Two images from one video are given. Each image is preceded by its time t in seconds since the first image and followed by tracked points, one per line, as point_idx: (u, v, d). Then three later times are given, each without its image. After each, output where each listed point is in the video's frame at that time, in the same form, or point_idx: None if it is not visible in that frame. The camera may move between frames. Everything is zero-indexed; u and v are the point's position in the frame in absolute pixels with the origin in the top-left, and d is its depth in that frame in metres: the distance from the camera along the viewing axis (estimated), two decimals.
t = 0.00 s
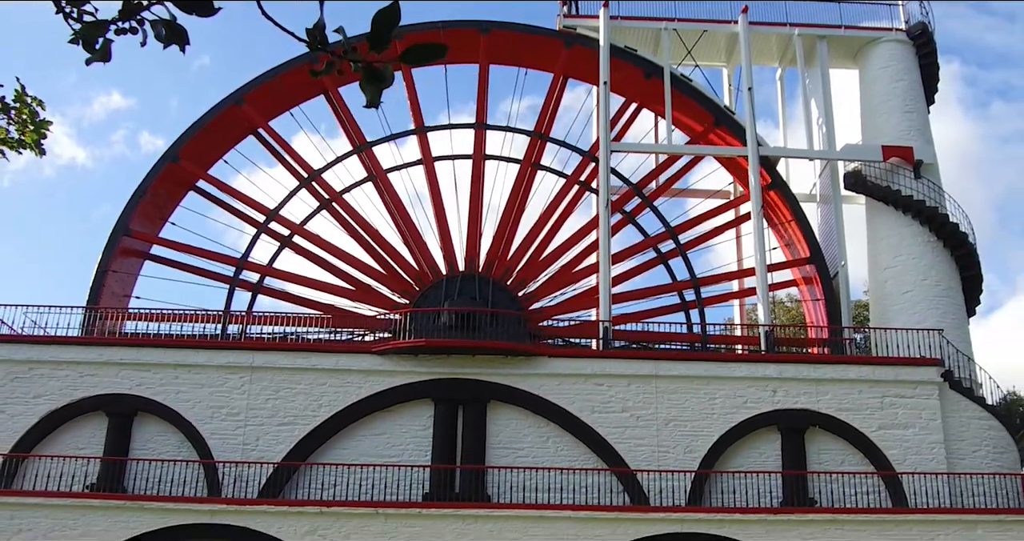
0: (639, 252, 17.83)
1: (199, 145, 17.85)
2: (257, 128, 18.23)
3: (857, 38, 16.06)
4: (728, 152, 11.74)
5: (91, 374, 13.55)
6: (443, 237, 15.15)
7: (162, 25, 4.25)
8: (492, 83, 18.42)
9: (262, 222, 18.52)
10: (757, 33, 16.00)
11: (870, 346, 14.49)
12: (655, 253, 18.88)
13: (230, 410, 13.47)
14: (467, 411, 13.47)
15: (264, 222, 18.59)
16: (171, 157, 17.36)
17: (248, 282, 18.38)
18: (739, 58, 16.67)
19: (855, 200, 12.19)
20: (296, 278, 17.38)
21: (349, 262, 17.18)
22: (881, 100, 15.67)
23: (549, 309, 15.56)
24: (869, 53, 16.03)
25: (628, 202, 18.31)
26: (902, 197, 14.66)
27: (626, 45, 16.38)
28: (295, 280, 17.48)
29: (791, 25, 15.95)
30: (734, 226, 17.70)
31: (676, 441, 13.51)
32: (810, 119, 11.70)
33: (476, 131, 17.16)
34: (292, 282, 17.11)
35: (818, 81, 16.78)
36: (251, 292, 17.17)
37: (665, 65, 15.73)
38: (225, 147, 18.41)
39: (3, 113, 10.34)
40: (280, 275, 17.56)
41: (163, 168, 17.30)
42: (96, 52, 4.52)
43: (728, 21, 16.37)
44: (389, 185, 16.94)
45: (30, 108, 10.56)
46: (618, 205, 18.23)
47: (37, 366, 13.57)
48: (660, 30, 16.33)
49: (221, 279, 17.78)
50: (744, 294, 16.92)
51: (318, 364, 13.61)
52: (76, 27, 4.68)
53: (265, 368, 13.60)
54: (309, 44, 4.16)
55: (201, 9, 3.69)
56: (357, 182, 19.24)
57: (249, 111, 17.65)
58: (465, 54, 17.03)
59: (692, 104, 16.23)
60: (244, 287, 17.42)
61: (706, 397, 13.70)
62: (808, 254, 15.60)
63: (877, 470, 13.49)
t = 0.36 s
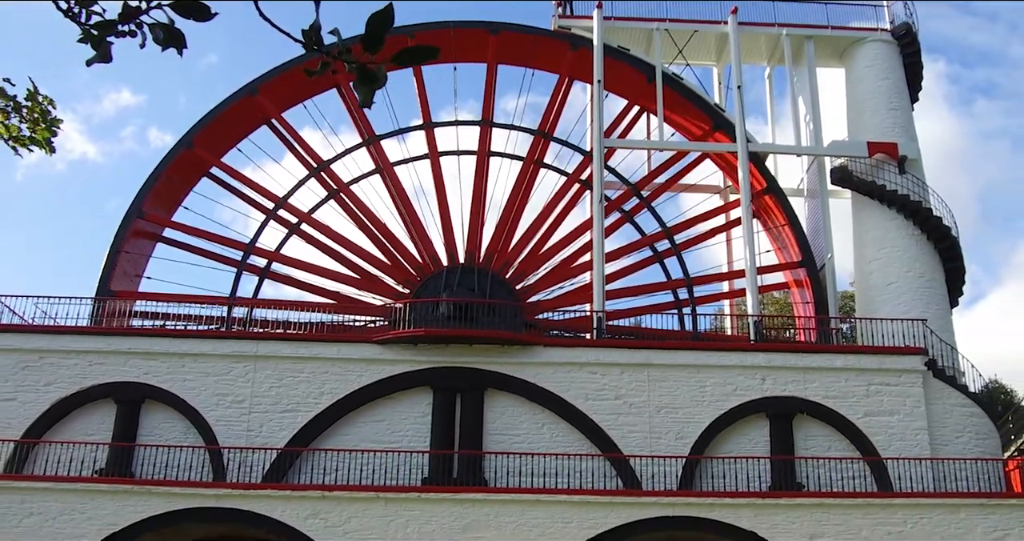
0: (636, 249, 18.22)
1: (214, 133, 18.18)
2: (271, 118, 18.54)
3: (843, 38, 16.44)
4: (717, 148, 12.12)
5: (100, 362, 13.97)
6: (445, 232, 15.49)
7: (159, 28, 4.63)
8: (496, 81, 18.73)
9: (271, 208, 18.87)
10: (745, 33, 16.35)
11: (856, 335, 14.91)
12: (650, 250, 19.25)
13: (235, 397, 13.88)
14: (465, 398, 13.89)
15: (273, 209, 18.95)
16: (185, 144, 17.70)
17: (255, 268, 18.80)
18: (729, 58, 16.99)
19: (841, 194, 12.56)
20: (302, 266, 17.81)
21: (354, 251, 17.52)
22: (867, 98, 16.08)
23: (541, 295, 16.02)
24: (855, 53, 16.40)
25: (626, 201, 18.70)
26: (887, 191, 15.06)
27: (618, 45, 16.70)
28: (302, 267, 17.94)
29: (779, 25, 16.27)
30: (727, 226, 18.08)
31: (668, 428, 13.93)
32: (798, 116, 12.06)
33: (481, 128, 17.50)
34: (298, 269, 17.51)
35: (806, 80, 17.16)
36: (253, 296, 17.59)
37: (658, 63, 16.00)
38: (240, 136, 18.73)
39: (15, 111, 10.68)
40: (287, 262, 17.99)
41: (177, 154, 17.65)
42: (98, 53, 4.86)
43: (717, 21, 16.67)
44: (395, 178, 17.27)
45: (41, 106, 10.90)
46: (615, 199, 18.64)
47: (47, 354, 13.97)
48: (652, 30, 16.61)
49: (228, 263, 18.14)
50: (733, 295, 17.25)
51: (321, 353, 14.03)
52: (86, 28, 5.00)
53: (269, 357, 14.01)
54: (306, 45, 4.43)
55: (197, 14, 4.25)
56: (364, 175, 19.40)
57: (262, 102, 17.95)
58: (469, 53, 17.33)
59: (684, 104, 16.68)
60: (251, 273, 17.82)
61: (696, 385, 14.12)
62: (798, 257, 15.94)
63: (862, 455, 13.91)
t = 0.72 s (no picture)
0: (634, 247, 18.62)
1: (229, 124, 18.56)
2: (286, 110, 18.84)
3: (830, 39, 16.81)
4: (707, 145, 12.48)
5: (109, 351, 14.38)
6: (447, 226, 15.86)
7: (147, 34, 4.77)
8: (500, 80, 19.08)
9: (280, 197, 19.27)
10: (734, 34, 16.70)
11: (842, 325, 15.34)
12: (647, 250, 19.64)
13: (240, 385, 14.31)
14: (463, 387, 14.34)
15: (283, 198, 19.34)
16: (200, 133, 18.13)
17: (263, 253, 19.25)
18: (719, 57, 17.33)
19: (828, 190, 12.94)
20: (309, 254, 18.22)
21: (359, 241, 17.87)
22: (853, 97, 16.47)
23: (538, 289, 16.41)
24: (841, 53, 16.78)
25: (626, 201, 19.10)
26: (873, 187, 15.46)
27: (611, 46, 17.03)
28: (309, 255, 18.38)
29: (768, 27, 16.63)
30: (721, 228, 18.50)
31: (660, 415, 14.38)
32: (786, 114, 12.43)
33: (487, 127, 17.86)
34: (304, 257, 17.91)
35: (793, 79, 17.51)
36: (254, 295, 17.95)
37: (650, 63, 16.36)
38: (255, 127, 19.08)
39: (27, 110, 11.00)
40: (295, 249, 18.42)
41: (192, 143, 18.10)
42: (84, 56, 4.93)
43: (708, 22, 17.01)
44: (403, 172, 17.60)
45: (52, 106, 11.22)
46: (614, 198, 19.06)
47: (58, 344, 14.39)
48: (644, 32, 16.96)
49: (238, 248, 18.61)
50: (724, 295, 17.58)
51: (323, 342, 14.45)
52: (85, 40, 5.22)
53: (273, 346, 14.43)
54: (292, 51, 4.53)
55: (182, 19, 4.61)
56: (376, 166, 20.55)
57: (276, 95, 18.23)
58: (476, 54, 17.66)
59: (679, 104, 16.98)
60: (259, 259, 18.25)
61: (687, 374, 14.56)
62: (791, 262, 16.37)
63: (848, 441, 14.36)
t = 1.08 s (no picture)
0: (631, 245, 19.07)
1: (243, 113, 18.90)
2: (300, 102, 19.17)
3: (817, 39, 17.25)
4: (697, 143, 12.87)
5: (119, 341, 14.83)
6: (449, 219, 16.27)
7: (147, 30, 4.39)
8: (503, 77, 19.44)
9: (289, 185, 19.68)
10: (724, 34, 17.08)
11: (828, 315, 15.81)
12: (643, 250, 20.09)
13: (245, 374, 14.77)
14: (461, 374, 14.82)
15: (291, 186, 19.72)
16: (214, 122, 18.47)
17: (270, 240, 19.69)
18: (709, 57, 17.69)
19: (815, 185, 13.34)
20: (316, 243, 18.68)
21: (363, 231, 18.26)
22: (839, 95, 16.92)
23: (536, 283, 16.82)
24: (828, 52, 17.20)
25: (624, 200, 19.52)
26: (857, 182, 15.90)
27: (605, 47, 17.37)
28: (315, 244, 18.85)
29: (757, 28, 17.02)
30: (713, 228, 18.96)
31: (652, 402, 14.84)
32: (775, 112, 12.83)
33: (491, 125, 18.23)
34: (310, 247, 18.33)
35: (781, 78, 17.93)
36: (257, 288, 18.32)
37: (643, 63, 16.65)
38: (268, 117, 19.41)
39: (38, 110, 11.32)
40: (302, 237, 18.86)
41: (206, 132, 18.44)
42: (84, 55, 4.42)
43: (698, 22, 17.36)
44: (409, 166, 17.99)
45: (62, 106, 11.56)
46: (612, 197, 19.49)
47: (69, 334, 14.84)
48: (637, 32, 17.30)
49: (247, 235, 19.02)
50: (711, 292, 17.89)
51: (326, 332, 14.90)
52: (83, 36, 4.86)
53: (277, 336, 14.88)
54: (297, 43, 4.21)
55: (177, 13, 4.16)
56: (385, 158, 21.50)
57: (290, 88, 18.54)
58: (484, 54, 17.96)
59: (675, 104, 17.24)
60: (267, 245, 18.70)
61: (678, 362, 15.03)
62: (780, 265, 16.88)
63: (834, 427, 14.85)
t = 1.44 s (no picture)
0: (625, 243, 19.50)
1: (256, 105, 19.30)
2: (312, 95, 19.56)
3: (804, 39, 17.77)
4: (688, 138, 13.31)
5: (128, 329, 15.31)
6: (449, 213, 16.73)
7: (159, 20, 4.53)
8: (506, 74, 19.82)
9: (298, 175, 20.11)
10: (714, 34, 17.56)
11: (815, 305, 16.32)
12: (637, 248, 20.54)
13: (251, 361, 15.26)
14: (459, 362, 15.33)
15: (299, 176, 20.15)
16: (228, 112, 18.88)
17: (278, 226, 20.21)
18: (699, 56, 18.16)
19: (802, 179, 13.79)
20: (322, 231, 19.17)
21: (367, 220, 18.69)
22: (825, 92, 17.45)
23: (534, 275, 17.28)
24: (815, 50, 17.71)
25: (621, 199, 20.00)
26: (843, 177, 16.39)
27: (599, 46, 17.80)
28: (321, 232, 19.30)
29: (746, 28, 17.50)
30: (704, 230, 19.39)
31: (644, 388, 15.35)
32: (763, 109, 13.28)
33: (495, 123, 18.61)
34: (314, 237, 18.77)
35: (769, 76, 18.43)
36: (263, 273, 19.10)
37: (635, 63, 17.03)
38: (281, 109, 19.81)
39: (52, 103, 11.64)
40: (308, 226, 19.34)
41: (220, 122, 18.86)
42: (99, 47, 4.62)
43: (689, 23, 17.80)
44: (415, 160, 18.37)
45: (74, 100, 11.91)
46: (609, 194, 20.02)
47: (80, 323, 15.31)
48: (629, 32, 17.74)
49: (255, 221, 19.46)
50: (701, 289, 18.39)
51: (328, 320, 15.39)
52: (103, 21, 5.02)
53: (281, 324, 15.37)
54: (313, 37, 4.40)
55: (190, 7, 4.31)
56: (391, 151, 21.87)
57: (302, 82, 18.90)
58: (490, 53, 18.22)
59: (667, 103, 17.60)
60: (274, 231, 19.18)
61: (670, 350, 15.53)
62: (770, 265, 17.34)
63: (820, 412, 15.37)
